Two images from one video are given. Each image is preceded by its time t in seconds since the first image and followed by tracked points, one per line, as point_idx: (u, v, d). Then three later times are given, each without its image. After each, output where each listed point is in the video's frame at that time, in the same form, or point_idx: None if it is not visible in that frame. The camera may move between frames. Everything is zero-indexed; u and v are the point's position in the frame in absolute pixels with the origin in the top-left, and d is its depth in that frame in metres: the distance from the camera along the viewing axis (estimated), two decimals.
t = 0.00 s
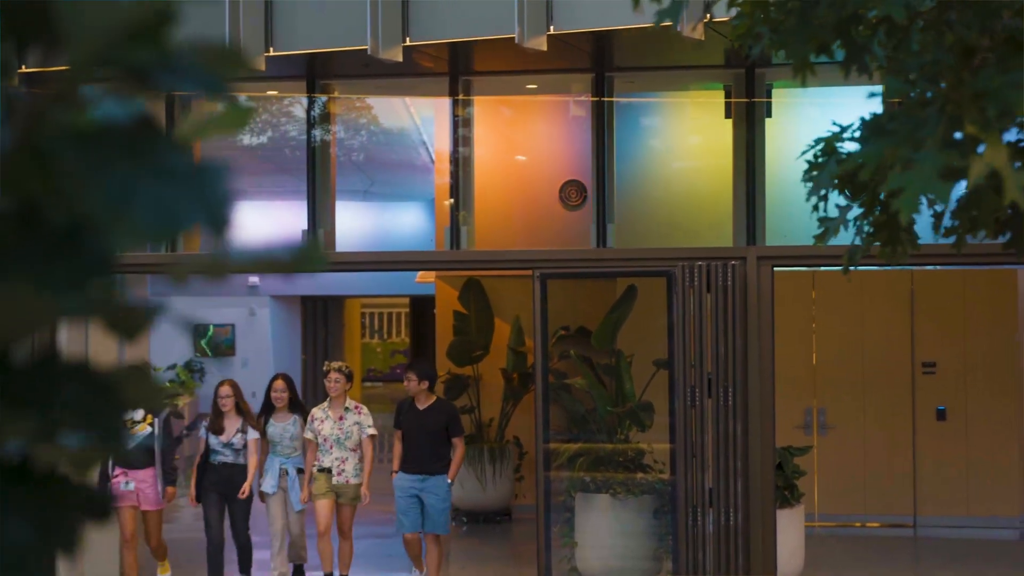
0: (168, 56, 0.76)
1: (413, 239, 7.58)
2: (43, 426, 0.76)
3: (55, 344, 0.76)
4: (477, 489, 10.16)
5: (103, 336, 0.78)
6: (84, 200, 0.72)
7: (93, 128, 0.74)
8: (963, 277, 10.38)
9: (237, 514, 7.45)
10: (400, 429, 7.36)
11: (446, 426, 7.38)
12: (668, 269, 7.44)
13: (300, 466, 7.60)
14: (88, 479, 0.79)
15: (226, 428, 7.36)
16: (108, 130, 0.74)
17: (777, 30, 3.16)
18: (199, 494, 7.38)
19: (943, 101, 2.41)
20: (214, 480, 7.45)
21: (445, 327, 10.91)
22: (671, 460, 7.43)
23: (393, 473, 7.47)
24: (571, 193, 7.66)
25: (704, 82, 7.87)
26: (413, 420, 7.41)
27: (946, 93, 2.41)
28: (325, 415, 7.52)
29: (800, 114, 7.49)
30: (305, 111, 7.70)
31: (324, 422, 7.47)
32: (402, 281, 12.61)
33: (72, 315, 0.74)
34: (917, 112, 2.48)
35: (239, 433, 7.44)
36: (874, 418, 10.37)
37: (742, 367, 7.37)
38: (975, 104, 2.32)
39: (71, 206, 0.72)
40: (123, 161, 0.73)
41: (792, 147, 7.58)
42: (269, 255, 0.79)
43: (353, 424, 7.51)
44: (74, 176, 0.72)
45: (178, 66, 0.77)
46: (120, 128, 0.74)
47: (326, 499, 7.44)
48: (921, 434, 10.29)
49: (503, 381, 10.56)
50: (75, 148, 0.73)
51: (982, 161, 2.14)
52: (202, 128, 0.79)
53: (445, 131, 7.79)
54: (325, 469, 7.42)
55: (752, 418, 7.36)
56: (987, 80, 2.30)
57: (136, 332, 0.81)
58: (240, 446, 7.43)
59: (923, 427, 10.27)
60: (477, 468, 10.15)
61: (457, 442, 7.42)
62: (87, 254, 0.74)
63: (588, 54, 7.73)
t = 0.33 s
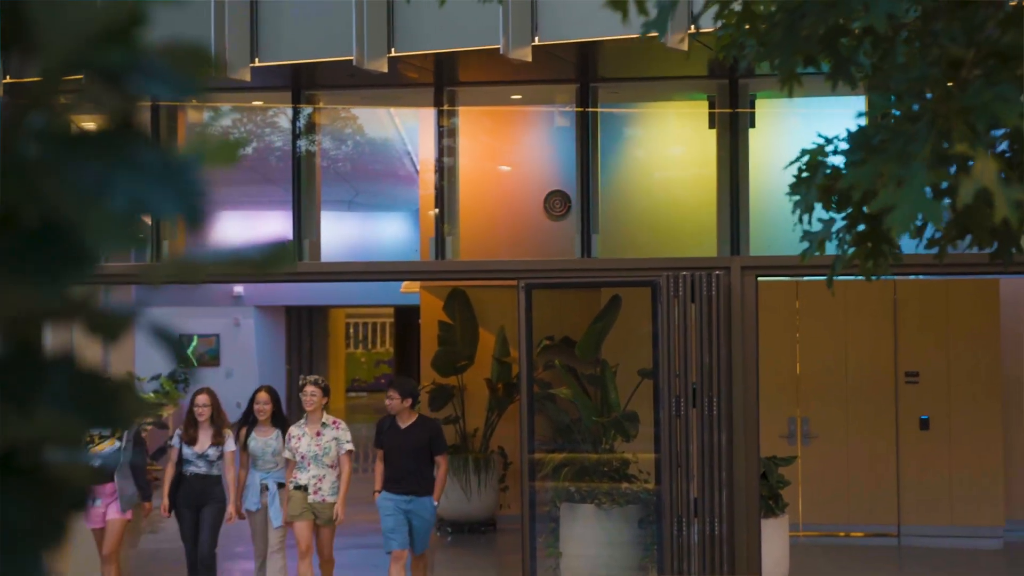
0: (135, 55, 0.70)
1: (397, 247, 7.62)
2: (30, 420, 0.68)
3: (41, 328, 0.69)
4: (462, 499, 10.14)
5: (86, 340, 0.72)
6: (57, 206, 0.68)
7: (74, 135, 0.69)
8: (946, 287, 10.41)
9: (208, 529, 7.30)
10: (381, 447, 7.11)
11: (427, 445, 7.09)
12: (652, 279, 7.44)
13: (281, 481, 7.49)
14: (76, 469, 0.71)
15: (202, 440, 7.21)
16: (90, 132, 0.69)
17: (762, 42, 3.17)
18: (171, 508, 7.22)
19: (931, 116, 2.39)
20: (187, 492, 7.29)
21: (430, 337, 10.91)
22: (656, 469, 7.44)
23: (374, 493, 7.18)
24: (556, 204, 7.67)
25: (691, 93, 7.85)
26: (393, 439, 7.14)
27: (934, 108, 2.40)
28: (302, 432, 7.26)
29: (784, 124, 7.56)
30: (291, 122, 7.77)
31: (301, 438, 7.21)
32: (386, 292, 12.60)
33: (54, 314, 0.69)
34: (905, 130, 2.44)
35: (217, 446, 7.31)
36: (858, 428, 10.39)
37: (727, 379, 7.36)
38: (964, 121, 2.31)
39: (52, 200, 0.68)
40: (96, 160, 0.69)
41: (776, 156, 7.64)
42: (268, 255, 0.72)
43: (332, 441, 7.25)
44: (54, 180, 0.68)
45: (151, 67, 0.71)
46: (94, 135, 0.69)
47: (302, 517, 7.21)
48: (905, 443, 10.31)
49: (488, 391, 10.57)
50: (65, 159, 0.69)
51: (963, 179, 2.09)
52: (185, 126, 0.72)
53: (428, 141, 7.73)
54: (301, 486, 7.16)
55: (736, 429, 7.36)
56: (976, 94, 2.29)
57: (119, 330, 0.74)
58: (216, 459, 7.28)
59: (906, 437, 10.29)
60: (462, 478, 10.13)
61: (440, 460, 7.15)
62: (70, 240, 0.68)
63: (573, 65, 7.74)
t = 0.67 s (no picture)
0: (136, 70, 0.73)
1: (383, 256, 7.62)
2: (30, 424, 0.71)
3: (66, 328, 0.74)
4: (450, 508, 10.14)
5: (104, 339, 0.76)
6: (64, 216, 0.72)
7: (90, 141, 0.73)
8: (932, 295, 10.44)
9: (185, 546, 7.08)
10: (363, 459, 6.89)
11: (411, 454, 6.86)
12: (639, 288, 7.49)
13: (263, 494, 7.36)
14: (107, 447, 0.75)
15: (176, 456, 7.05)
16: (103, 137, 0.73)
17: (752, 52, 3.19)
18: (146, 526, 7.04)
19: (925, 123, 2.37)
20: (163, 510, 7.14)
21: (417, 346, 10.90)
22: (644, 478, 7.45)
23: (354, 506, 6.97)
24: (543, 214, 7.68)
25: (676, 102, 7.87)
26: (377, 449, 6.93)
27: (927, 114, 2.38)
28: (285, 442, 7.08)
29: (771, 133, 7.55)
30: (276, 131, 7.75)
31: (284, 448, 7.03)
32: (373, 302, 12.58)
33: (52, 321, 0.72)
34: (899, 133, 2.40)
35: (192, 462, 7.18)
36: (845, 436, 10.41)
37: (714, 387, 7.37)
38: (960, 125, 2.30)
39: (74, 196, 0.72)
40: (105, 162, 0.72)
41: (763, 165, 7.66)
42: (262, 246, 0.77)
43: (316, 451, 7.07)
44: (70, 185, 0.72)
45: (153, 74, 0.74)
46: (103, 140, 0.73)
47: (285, 531, 7.01)
48: (890, 451, 10.35)
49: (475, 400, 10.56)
50: (76, 159, 0.73)
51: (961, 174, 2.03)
52: (183, 129, 0.76)
53: (416, 149, 7.74)
54: (282, 499, 6.97)
55: (724, 438, 7.36)
56: (966, 99, 2.32)
57: (123, 336, 0.77)
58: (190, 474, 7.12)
59: (892, 446, 10.33)
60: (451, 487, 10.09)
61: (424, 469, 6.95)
62: (94, 232, 0.72)
63: (560, 74, 7.77)
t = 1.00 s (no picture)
0: (197, 87, 0.64)
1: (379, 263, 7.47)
2: (76, 478, 0.66)
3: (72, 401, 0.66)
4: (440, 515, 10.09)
5: (114, 441, 0.67)
6: (116, 249, 0.64)
7: (118, 177, 0.64)
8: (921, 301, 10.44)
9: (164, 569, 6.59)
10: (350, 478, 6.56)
11: (399, 474, 6.58)
12: (629, 295, 7.51)
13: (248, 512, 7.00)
14: (104, 545, 0.68)
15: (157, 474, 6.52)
16: (138, 168, 0.64)
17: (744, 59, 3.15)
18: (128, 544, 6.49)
19: (921, 133, 2.35)
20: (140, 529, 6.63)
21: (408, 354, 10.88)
22: (635, 484, 7.45)
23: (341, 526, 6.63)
24: (533, 221, 7.66)
25: (667, 109, 7.82)
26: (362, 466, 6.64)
27: (924, 125, 2.36)
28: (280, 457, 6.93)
29: (759, 140, 7.53)
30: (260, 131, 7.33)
31: (279, 464, 6.88)
32: (363, 309, 12.55)
33: (95, 352, 0.65)
34: (895, 145, 2.38)
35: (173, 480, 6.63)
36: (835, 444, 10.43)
37: (705, 394, 7.41)
38: (953, 135, 2.30)
39: (100, 251, 0.64)
40: (151, 207, 0.65)
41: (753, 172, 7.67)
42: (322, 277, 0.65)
43: (311, 467, 6.91)
44: (99, 228, 0.64)
45: (208, 94, 0.64)
46: (145, 176, 0.65)
47: (281, 551, 6.84)
48: (881, 459, 10.34)
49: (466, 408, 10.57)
50: (106, 195, 0.64)
51: (962, 186, 2.02)
52: (229, 152, 0.66)
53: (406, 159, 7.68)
54: (276, 518, 6.81)
55: (715, 443, 7.38)
56: (963, 109, 2.32)
57: (154, 352, 0.68)
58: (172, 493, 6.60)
59: (882, 453, 10.33)
60: (442, 495, 10.08)
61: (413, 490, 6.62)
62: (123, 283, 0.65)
63: (552, 82, 7.75)
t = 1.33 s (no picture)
0: (262, 130, 0.57)
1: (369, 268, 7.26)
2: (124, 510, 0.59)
3: (113, 459, 0.59)
4: (434, 521, 10.08)
5: (163, 487, 0.58)
6: (174, 294, 0.55)
7: (171, 216, 0.57)
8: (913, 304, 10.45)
9: None
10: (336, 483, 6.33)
11: (389, 480, 6.30)
12: (624, 300, 7.49)
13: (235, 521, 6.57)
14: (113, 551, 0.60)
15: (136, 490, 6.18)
16: (195, 211, 0.57)
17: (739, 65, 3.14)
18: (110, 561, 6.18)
19: (920, 138, 2.35)
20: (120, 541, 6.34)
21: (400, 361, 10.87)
22: (630, 490, 7.45)
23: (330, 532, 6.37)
24: (526, 226, 7.64)
25: (658, 114, 7.85)
26: (352, 472, 6.35)
27: (922, 131, 2.36)
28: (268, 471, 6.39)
29: (753, 146, 7.61)
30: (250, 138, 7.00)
31: (270, 480, 6.35)
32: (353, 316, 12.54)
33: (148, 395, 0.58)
34: (893, 150, 2.38)
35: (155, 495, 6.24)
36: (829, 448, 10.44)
37: (699, 399, 7.39)
38: (950, 139, 2.31)
39: (152, 291, 0.55)
40: (211, 253, 0.56)
41: (748, 177, 7.65)
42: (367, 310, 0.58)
43: (304, 481, 6.41)
44: (147, 271, 0.55)
45: (275, 132, 0.57)
46: (202, 214, 0.58)
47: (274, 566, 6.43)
48: (875, 463, 10.35)
49: (459, 413, 10.60)
50: (164, 239, 0.56)
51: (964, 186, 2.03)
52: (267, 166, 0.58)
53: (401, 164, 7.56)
54: (271, 536, 6.36)
55: (710, 448, 7.38)
56: (963, 115, 2.32)
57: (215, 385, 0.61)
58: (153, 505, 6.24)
59: (876, 457, 10.34)
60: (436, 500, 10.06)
61: (405, 495, 6.34)
62: (178, 336, 0.58)
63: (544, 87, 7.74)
